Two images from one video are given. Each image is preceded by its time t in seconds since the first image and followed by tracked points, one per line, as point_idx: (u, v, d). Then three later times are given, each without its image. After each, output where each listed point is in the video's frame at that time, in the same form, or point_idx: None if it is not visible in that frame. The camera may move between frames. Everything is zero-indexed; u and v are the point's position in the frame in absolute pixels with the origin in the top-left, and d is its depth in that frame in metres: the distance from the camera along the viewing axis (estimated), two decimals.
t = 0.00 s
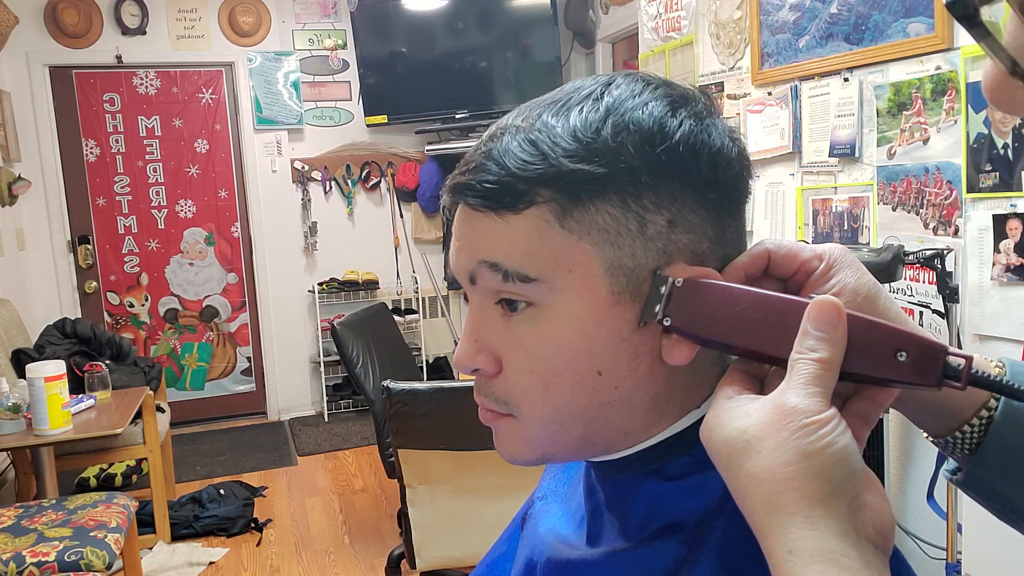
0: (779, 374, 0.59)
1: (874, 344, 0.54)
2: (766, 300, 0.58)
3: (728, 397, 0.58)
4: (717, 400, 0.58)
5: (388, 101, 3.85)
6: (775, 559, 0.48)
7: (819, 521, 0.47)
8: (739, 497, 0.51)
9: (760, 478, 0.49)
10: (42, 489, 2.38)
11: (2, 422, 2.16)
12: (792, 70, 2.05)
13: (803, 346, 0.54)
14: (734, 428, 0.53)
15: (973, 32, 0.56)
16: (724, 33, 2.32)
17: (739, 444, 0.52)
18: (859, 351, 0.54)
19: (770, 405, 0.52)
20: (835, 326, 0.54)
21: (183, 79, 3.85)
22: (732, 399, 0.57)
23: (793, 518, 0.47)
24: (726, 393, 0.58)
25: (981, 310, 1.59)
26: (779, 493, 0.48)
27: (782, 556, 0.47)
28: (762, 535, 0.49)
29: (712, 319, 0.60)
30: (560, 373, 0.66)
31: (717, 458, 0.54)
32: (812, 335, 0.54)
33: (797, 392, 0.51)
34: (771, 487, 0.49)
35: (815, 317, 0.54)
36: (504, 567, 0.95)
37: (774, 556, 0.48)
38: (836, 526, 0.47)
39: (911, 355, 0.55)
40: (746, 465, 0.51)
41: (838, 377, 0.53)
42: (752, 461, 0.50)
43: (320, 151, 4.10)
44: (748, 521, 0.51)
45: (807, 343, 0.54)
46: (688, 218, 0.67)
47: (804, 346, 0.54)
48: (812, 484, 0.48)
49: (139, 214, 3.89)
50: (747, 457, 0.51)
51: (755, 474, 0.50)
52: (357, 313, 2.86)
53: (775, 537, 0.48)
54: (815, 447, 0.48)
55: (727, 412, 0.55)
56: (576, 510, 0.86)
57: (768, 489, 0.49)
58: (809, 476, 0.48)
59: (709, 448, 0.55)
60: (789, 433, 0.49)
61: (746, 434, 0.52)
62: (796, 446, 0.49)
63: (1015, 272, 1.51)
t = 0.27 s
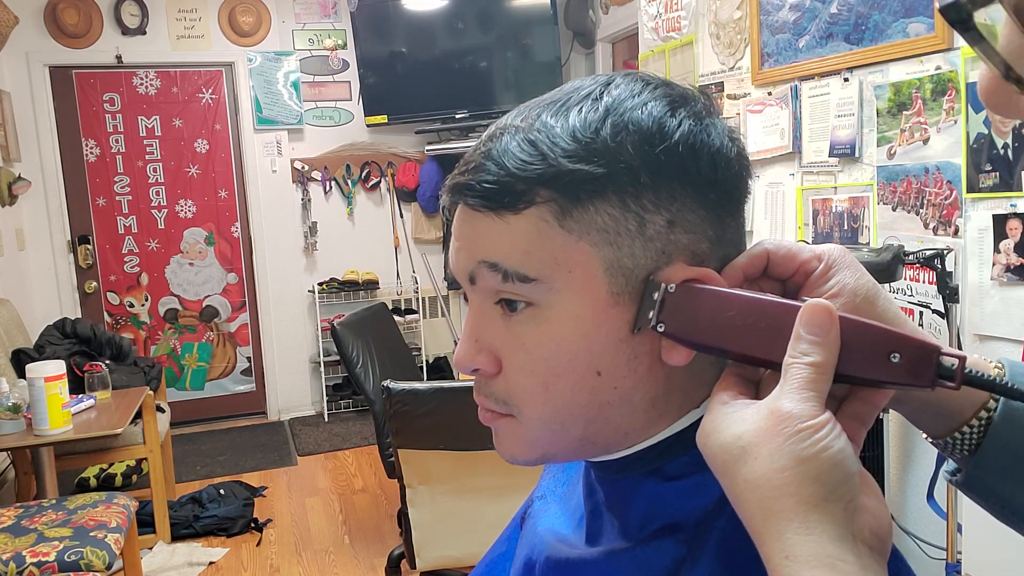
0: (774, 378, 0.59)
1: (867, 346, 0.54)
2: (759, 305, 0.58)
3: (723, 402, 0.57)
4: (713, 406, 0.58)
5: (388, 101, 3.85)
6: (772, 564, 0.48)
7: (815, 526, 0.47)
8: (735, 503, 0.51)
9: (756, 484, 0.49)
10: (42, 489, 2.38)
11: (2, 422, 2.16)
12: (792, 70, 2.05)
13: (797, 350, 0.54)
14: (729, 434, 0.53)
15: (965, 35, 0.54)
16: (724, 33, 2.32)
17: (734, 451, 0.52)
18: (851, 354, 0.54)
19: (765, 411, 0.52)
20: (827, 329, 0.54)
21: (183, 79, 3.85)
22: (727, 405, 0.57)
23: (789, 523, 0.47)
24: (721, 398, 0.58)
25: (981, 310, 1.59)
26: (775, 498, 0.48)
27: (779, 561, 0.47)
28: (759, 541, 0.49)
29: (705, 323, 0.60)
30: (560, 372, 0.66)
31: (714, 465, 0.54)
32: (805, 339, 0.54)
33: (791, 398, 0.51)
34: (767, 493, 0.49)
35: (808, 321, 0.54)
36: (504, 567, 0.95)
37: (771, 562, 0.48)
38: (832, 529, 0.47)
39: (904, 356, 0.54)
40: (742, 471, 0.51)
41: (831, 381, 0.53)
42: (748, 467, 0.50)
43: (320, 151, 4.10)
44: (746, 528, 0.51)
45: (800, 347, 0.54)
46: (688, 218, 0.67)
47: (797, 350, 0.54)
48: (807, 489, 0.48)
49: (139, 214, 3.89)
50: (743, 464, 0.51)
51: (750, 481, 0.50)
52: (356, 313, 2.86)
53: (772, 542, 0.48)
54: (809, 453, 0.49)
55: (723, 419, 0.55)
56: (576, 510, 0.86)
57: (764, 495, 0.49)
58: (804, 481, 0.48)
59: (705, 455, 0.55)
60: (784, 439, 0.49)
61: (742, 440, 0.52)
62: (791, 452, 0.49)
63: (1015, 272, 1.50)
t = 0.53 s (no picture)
0: (774, 384, 0.59)
1: (864, 349, 0.54)
2: (757, 311, 0.58)
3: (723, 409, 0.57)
4: (714, 413, 0.58)
5: (388, 101, 3.85)
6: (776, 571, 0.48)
7: (818, 532, 0.47)
8: (739, 511, 0.51)
9: (757, 492, 0.50)
10: (42, 489, 2.38)
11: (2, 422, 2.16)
12: (792, 70, 2.05)
13: (796, 357, 0.54)
14: (731, 442, 0.53)
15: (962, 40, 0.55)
16: (724, 33, 2.32)
17: (736, 459, 0.52)
18: (849, 358, 0.54)
19: (766, 419, 0.52)
20: (825, 335, 0.54)
21: (183, 79, 3.85)
22: (729, 413, 0.56)
23: (791, 531, 0.48)
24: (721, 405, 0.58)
25: (981, 310, 1.59)
26: (776, 507, 0.48)
27: (782, 568, 0.47)
28: (762, 548, 0.49)
29: (704, 329, 0.60)
30: (561, 373, 0.66)
31: (717, 472, 0.54)
32: (804, 346, 0.54)
33: (792, 405, 0.51)
34: (769, 501, 0.49)
35: (806, 327, 0.54)
36: (504, 566, 0.95)
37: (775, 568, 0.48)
38: (834, 534, 0.47)
39: (904, 360, 0.54)
40: (745, 479, 0.51)
41: (831, 387, 0.53)
42: (750, 475, 0.50)
43: (320, 151, 4.10)
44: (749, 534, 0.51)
45: (800, 354, 0.54)
46: (688, 218, 0.67)
47: (797, 358, 0.54)
48: (808, 497, 0.48)
49: (139, 214, 3.89)
50: (745, 471, 0.51)
51: (753, 489, 0.50)
52: (356, 313, 2.86)
53: (776, 550, 0.48)
54: (810, 460, 0.49)
55: (724, 426, 0.55)
56: (576, 509, 0.86)
57: (766, 503, 0.49)
58: (806, 489, 0.48)
59: (708, 461, 0.55)
60: (785, 447, 0.49)
61: (743, 448, 0.52)
62: (792, 460, 0.49)
63: (1015, 272, 1.50)
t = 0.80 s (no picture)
0: (780, 390, 0.59)
1: (871, 356, 0.54)
2: (764, 317, 0.58)
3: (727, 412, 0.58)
4: (719, 418, 0.58)
5: (388, 101, 3.85)
6: None
7: (823, 539, 0.47)
8: (744, 518, 0.51)
9: (763, 499, 0.50)
10: (42, 489, 2.38)
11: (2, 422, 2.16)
12: (792, 70, 2.05)
13: (803, 364, 0.54)
14: (737, 448, 0.53)
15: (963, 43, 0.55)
16: (724, 33, 2.32)
17: (742, 465, 0.52)
18: (857, 366, 0.54)
19: (772, 425, 0.52)
20: (831, 343, 0.54)
21: (183, 79, 3.85)
22: (735, 419, 0.57)
23: (796, 537, 0.48)
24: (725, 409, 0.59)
25: (981, 310, 1.60)
26: (782, 514, 0.48)
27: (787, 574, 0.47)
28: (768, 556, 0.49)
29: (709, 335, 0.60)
30: (562, 373, 0.66)
31: (722, 479, 0.54)
32: (812, 352, 0.54)
33: (798, 412, 0.51)
34: (775, 507, 0.49)
35: (813, 333, 0.54)
36: (504, 566, 0.95)
37: None
38: (839, 541, 0.47)
39: (910, 366, 0.54)
40: (750, 487, 0.51)
41: (837, 394, 0.53)
42: (755, 482, 0.50)
43: (320, 151, 4.10)
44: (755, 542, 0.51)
45: (807, 360, 0.54)
46: (689, 218, 0.67)
47: (804, 364, 0.54)
48: (815, 504, 0.48)
49: (139, 214, 3.89)
50: (750, 478, 0.51)
51: (758, 495, 0.50)
52: (356, 313, 2.86)
53: (781, 557, 0.48)
54: (817, 467, 0.49)
55: (730, 433, 0.55)
56: (576, 510, 0.86)
57: (772, 511, 0.49)
58: (812, 495, 0.48)
59: (713, 468, 0.55)
60: (791, 453, 0.50)
61: (748, 454, 0.52)
62: (798, 467, 0.49)
63: (1015, 272, 1.51)
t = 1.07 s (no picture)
0: (779, 379, 0.59)
1: (874, 346, 0.54)
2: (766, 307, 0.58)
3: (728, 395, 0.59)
4: (720, 406, 0.58)
5: (388, 101, 3.85)
6: (784, 565, 0.47)
7: (828, 526, 0.47)
8: (746, 505, 0.51)
9: (767, 485, 0.49)
10: (42, 489, 2.38)
11: (2, 422, 2.16)
12: (792, 70, 2.05)
13: (806, 352, 0.54)
14: (738, 435, 0.53)
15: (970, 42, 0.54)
16: (724, 33, 2.32)
17: (745, 453, 0.52)
18: (860, 356, 0.54)
19: (775, 413, 0.52)
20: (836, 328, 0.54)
21: (183, 79, 3.85)
22: (735, 406, 0.57)
23: (801, 524, 0.47)
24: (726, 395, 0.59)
25: (981, 310, 1.60)
26: (785, 501, 0.48)
27: (790, 562, 0.47)
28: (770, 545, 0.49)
29: (713, 325, 0.61)
30: (561, 374, 0.66)
31: (724, 466, 0.54)
32: (814, 341, 0.54)
33: (802, 400, 0.51)
34: (779, 494, 0.49)
35: (817, 322, 0.54)
36: (504, 567, 0.95)
37: (783, 563, 0.48)
38: (844, 528, 0.47)
39: (912, 357, 0.55)
40: (753, 474, 0.50)
41: (840, 384, 0.53)
42: (759, 469, 0.50)
43: (320, 151, 4.10)
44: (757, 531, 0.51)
45: (810, 348, 0.54)
46: (689, 218, 0.67)
47: (806, 352, 0.54)
48: (818, 491, 0.48)
49: (139, 214, 3.89)
50: (753, 466, 0.51)
51: (761, 482, 0.50)
52: (356, 313, 2.86)
53: (784, 543, 0.48)
54: (821, 454, 0.48)
55: (734, 420, 0.55)
56: (576, 511, 0.86)
57: (775, 498, 0.49)
58: (815, 482, 0.48)
59: (714, 457, 0.55)
60: (795, 441, 0.49)
61: (751, 442, 0.52)
62: (802, 454, 0.49)
63: (1015, 272, 1.51)
